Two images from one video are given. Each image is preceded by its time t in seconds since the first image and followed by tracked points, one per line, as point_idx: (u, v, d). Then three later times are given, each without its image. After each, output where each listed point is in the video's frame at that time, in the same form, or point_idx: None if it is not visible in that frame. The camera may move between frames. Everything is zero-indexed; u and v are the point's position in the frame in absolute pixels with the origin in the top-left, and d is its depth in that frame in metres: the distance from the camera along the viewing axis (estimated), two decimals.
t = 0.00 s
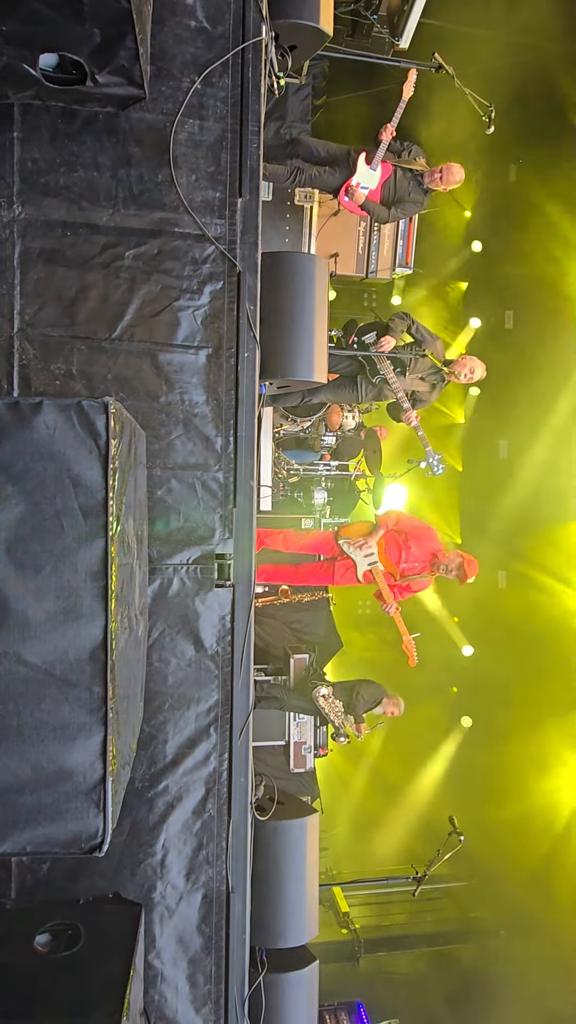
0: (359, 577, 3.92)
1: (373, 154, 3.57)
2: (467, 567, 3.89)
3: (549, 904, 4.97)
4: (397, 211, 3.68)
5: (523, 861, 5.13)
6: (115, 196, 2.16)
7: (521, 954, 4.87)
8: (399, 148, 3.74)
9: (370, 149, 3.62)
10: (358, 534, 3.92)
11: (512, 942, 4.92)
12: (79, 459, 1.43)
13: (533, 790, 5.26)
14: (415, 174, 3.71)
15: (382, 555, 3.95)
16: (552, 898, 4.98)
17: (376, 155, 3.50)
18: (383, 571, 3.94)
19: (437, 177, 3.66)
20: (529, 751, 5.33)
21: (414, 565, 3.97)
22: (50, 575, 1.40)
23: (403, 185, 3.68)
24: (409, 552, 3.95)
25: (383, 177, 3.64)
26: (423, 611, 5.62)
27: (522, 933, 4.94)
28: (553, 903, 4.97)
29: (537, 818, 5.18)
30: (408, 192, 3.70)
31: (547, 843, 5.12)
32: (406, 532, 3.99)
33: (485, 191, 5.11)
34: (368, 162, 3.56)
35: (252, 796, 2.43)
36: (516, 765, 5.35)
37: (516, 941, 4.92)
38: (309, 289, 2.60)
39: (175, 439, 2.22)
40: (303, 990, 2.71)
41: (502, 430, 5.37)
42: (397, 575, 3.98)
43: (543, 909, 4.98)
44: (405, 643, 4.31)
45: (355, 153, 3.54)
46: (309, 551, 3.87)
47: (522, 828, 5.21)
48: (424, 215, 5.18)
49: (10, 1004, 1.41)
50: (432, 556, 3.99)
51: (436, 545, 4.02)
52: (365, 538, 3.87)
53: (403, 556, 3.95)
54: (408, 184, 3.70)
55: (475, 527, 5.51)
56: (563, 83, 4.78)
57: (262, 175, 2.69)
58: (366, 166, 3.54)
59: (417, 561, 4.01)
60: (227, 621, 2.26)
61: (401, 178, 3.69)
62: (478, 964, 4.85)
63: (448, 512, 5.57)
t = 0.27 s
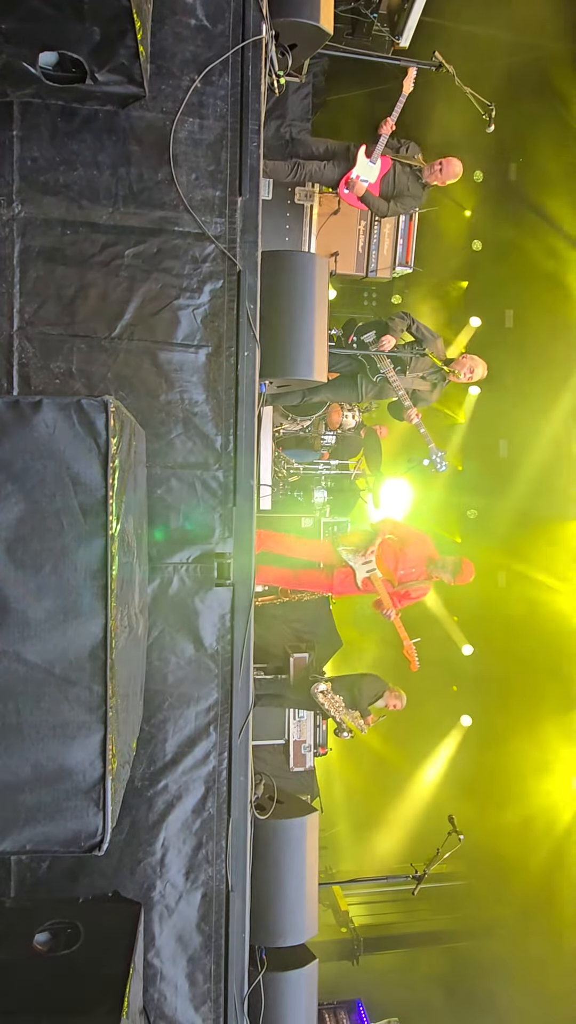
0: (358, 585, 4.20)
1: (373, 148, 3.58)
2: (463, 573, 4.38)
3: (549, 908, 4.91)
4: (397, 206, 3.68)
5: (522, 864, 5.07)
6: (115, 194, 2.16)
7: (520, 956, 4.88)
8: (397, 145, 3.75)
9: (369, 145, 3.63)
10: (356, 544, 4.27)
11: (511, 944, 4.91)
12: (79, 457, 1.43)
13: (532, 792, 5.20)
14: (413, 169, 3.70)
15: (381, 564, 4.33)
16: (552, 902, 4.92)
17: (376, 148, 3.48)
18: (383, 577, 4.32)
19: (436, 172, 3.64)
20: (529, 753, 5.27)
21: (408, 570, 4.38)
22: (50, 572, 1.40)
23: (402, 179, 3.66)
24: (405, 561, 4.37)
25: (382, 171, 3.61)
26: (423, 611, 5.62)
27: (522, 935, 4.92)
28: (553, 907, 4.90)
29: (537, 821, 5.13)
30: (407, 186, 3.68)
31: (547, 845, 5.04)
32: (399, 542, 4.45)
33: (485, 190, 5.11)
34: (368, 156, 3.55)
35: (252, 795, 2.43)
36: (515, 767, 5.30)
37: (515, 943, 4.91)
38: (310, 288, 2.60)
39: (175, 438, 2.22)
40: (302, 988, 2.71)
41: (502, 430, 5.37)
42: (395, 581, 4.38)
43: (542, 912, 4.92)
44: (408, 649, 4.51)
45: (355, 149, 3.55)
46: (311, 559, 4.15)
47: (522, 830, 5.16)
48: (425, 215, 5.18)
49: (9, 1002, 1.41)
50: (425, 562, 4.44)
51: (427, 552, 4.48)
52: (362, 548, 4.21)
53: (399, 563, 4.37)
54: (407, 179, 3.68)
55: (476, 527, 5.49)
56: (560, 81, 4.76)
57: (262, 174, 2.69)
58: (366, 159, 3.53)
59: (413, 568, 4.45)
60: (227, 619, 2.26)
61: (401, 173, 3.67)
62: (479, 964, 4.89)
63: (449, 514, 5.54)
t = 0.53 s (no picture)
0: (360, 585, 4.37)
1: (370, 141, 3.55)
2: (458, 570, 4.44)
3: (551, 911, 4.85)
4: (394, 202, 3.72)
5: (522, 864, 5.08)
6: (114, 193, 2.16)
7: (521, 960, 4.81)
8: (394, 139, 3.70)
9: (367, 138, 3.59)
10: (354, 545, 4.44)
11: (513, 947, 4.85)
12: (79, 456, 1.44)
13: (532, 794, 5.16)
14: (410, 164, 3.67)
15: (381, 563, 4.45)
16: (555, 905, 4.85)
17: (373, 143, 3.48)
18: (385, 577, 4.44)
19: (434, 164, 3.60)
20: (530, 754, 5.23)
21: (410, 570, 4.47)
22: (49, 571, 1.40)
23: (399, 174, 3.66)
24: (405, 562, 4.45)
25: (380, 166, 3.61)
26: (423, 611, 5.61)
27: (524, 939, 4.86)
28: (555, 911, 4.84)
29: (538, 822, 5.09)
30: (404, 180, 3.68)
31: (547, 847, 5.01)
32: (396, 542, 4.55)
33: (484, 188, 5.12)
34: (365, 150, 3.53)
35: (252, 793, 2.44)
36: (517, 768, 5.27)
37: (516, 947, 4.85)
38: (309, 287, 2.60)
39: (175, 436, 2.23)
40: (301, 986, 2.71)
41: (502, 429, 5.38)
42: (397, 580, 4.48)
43: (543, 915, 4.88)
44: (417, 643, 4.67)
45: (352, 144, 3.52)
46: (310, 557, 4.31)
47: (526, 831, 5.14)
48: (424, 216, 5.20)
49: (9, 1000, 1.41)
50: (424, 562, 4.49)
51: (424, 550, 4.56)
52: (361, 548, 4.39)
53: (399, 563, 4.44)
54: (405, 174, 3.67)
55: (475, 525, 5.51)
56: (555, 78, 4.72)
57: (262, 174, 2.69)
58: (362, 155, 3.52)
59: (413, 568, 4.51)
60: (227, 617, 2.26)
61: (398, 167, 3.66)
62: (479, 966, 4.85)
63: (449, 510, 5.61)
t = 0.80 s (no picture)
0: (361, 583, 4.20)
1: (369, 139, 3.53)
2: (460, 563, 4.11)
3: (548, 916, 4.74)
4: (395, 198, 3.74)
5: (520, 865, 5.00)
6: (114, 192, 2.16)
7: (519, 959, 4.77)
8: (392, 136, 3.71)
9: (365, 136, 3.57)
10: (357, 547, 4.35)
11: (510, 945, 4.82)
12: (79, 455, 1.43)
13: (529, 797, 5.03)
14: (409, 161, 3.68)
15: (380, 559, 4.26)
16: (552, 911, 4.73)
17: (372, 143, 3.46)
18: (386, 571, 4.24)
19: (434, 156, 3.62)
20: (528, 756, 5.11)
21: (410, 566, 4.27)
22: (49, 571, 1.40)
23: (399, 171, 3.66)
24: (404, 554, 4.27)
25: (380, 163, 3.60)
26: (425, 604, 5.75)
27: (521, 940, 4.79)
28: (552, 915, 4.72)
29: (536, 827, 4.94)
30: (404, 177, 3.69)
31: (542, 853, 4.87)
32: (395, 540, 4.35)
33: (484, 188, 5.14)
34: (364, 147, 3.51)
35: (252, 793, 2.44)
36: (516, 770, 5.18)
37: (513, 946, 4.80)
38: (309, 285, 2.60)
39: (175, 436, 2.22)
40: (301, 986, 2.71)
41: (502, 429, 5.37)
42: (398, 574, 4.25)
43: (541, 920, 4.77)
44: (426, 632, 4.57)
45: (352, 144, 3.50)
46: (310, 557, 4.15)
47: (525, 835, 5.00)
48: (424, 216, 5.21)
49: (9, 999, 1.41)
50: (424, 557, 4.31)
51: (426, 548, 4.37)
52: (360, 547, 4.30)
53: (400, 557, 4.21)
54: (405, 170, 3.67)
55: (476, 524, 5.57)
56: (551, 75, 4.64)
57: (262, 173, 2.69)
58: (362, 153, 3.50)
59: (414, 562, 4.31)
60: (226, 616, 2.26)
61: (397, 164, 3.66)
62: (480, 962, 4.86)
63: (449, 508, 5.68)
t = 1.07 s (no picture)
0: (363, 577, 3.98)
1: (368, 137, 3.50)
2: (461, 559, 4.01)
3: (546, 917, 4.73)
4: (396, 195, 3.70)
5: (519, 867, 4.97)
6: (114, 192, 2.16)
7: (517, 958, 4.78)
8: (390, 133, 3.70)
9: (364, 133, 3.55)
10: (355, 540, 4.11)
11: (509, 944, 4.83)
12: (78, 455, 1.43)
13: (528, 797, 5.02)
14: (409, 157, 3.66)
15: (380, 552, 4.05)
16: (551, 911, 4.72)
17: (371, 140, 3.44)
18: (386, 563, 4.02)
19: (433, 153, 3.60)
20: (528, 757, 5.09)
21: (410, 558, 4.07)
22: (49, 571, 1.40)
23: (399, 168, 3.64)
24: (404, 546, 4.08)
25: (379, 161, 3.58)
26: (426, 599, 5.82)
27: (520, 939, 4.81)
28: (550, 916, 4.72)
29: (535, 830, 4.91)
30: (404, 174, 3.66)
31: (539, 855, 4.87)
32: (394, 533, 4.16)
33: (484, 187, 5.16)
34: (363, 146, 3.48)
35: (251, 792, 2.44)
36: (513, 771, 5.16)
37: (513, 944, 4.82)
38: (308, 285, 2.60)
39: (174, 435, 2.22)
40: (300, 985, 2.71)
41: (502, 428, 5.36)
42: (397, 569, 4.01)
43: (541, 920, 4.77)
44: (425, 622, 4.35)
45: (350, 143, 3.49)
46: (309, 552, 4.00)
47: (525, 838, 4.98)
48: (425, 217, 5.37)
49: (9, 998, 1.41)
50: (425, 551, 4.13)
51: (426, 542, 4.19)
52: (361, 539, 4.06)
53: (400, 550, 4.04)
54: (404, 167, 3.65)
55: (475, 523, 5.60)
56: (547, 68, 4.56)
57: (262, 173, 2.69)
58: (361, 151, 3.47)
59: (413, 555, 4.11)
60: (226, 616, 2.26)
61: (396, 161, 3.64)
62: (480, 961, 4.86)
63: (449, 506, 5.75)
